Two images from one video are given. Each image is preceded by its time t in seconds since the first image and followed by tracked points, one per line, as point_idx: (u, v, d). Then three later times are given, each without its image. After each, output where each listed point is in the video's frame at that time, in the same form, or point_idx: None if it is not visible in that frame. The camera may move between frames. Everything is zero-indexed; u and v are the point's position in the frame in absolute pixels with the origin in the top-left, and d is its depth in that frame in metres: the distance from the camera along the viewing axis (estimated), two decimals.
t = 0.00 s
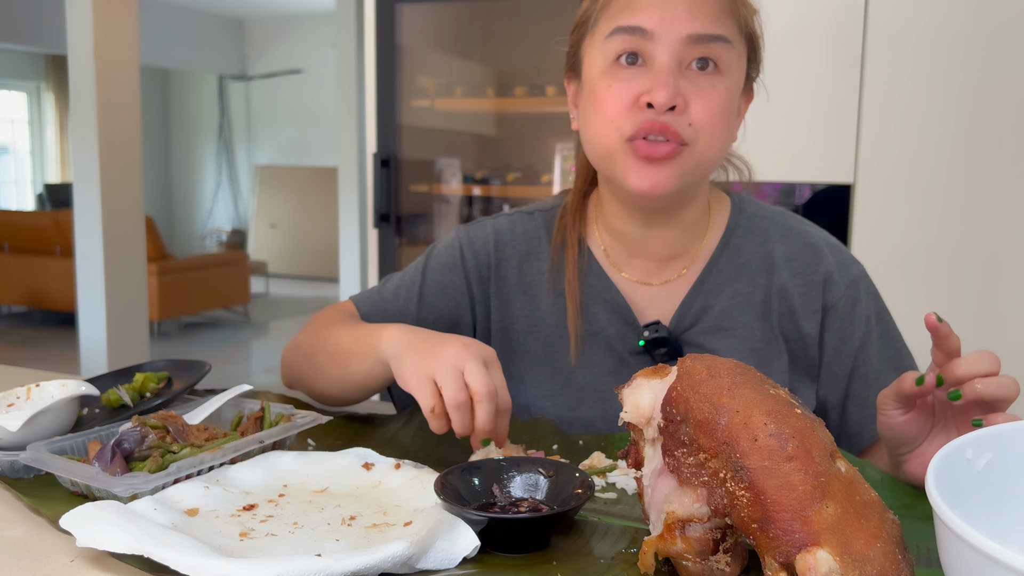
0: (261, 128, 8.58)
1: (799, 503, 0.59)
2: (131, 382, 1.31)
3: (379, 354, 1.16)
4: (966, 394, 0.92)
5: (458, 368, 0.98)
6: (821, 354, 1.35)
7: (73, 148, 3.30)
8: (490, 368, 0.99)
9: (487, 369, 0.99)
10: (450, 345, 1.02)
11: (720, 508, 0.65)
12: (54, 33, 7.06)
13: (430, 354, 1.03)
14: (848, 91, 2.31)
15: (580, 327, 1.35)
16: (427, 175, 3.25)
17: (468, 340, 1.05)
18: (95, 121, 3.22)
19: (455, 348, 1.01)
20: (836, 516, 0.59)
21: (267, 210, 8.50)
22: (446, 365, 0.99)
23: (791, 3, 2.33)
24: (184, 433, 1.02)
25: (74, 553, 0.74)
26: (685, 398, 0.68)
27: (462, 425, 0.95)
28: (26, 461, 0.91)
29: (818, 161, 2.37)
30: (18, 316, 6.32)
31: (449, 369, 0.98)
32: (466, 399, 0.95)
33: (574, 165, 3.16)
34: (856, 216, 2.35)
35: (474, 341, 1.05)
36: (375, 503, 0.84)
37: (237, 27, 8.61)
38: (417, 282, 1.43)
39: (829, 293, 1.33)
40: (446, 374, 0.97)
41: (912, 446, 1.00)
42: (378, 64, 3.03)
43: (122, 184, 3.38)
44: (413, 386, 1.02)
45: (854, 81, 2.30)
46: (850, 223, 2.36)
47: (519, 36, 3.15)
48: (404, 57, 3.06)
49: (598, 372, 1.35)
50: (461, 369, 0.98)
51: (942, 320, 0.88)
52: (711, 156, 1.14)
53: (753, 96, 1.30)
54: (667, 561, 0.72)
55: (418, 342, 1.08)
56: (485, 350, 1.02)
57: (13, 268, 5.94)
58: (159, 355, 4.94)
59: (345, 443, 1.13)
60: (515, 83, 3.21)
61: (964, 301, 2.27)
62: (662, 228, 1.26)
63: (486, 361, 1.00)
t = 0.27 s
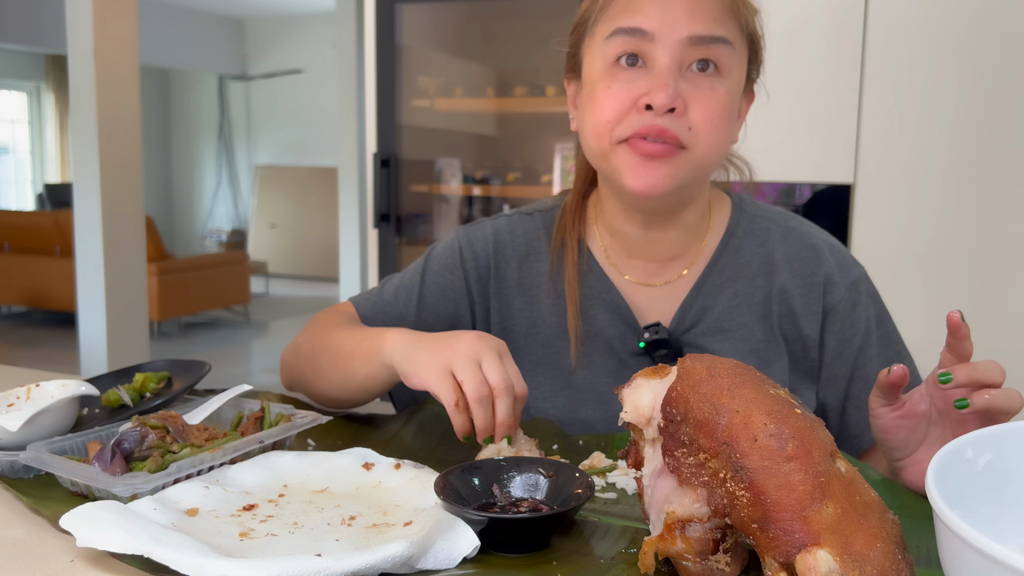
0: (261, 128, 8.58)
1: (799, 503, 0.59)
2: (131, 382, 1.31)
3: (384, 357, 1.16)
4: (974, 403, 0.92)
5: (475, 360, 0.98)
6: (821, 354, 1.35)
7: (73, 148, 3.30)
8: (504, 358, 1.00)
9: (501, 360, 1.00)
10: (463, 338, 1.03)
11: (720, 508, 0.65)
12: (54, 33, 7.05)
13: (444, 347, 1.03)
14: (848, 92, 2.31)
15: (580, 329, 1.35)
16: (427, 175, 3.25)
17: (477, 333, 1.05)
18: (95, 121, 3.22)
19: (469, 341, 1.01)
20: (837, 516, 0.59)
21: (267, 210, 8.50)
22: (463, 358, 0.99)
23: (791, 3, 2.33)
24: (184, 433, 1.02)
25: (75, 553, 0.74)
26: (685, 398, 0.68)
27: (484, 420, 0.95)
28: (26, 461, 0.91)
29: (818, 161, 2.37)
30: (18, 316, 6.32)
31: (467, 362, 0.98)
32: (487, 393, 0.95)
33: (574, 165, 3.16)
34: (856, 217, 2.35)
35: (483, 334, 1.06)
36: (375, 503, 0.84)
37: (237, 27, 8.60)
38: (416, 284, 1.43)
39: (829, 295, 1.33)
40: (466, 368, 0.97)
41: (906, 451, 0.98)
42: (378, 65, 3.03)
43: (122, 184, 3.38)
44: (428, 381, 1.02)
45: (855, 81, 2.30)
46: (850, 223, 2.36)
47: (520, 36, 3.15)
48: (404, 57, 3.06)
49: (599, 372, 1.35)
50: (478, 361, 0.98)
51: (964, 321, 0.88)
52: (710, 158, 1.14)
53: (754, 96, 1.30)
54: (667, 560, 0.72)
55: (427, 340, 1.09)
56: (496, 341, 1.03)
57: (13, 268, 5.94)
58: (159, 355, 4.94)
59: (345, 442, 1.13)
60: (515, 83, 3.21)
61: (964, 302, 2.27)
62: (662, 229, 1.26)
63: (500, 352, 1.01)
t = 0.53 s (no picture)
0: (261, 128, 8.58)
1: (799, 503, 0.59)
2: (131, 382, 1.31)
3: (389, 366, 1.16)
4: (979, 403, 0.91)
5: (481, 359, 0.98)
6: (822, 356, 1.35)
7: (73, 148, 3.30)
8: (510, 356, 1.00)
9: (507, 358, 1.00)
10: (468, 338, 1.03)
11: (720, 508, 0.65)
12: (54, 33, 7.06)
13: (449, 348, 1.03)
14: (849, 92, 2.31)
15: (582, 331, 1.35)
16: (427, 175, 3.25)
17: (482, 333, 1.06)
18: (95, 121, 3.22)
19: (473, 341, 1.02)
20: (837, 516, 0.59)
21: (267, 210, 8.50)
22: (468, 357, 0.99)
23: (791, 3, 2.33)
24: (184, 433, 1.02)
25: (74, 553, 0.74)
26: (685, 398, 0.68)
27: (490, 419, 0.95)
28: (26, 461, 0.91)
29: (818, 162, 2.37)
30: (18, 315, 6.31)
31: (472, 361, 0.98)
32: (493, 392, 0.95)
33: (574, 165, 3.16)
34: (856, 217, 2.35)
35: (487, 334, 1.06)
36: (375, 503, 0.84)
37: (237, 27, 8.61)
38: (418, 289, 1.43)
39: (830, 296, 1.33)
40: (472, 368, 0.97)
41: (907, 451, 0.98)
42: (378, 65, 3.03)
43: (122, 184, 3.38)
44: (434, 381, 1.03)
45: (855, 82, 2.30)
46: (850, 223, 2.36)
47: (520, 36, 3.15)
48: (404, 57, 3.06)
49: (599, 374, 1.35)
50: (484, 360, 0.98)
51: (970, 324, 0.88)
52: (714, 161, 1.14)
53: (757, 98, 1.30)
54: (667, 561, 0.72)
55: (432, 345, 1.09)
56: (501, 340, 1.03)
57: (13, 268, 5.94)
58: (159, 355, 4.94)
59: (345, 442, 1.13)
60: (515, 83, 3.21)
61: (964, 302, 2.27)
62: (664, 230, 1.26)
63: (505, 350, 1.01)
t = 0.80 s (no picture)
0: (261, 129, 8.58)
1: (799, 503, 0.59)
2: (131, 382, 1.31)
3: (391, 362, 1.15)
4: (978, 405, 0.91)
5: (481, 347, 0.99)
6: (823, 358, 1.35)
7: (73, 148, 3.30)
8: (509, 342, 1.00)
9: (507, 344, 1.00)
10: (467, 327, 1.03)
11: (719, 508, 0.65)
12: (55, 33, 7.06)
13: (449, 337, 1.04)
14: (849, 93, 2.31)
15: (583, 332, 1.35)
16: (427, 175, 3.25)
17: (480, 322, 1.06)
18: (95, 121, 3.22)
19: (473, 330, 1.02)
20: (837, 516, 0.59)
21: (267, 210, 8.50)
22: (468, 346, 0.99)
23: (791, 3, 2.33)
24: (184, 433, 1.02)
25: (75, 553, 0.74)
26: (685, 399, 0.68)
27: (490, 407, 0.95)
28: (26, 461, 0.91)
29: (819, 162, 2.37)
30: (18, 315, 6.31)
31: (473, 350, 0.98)
32: (494, 378, 0.96)
33: (574, 165, 3.16)
34: (856, 218, 2.35)
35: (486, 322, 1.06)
36: (375, 503, 0.84)
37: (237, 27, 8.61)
38: (419, 289, 1.43)
39: (831, 298, 1.33)
40: (472, 357, 0.97)
41: (907, 452, 0.99)
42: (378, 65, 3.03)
43: (122, 184, 3.38)
44: (436, 371, 1.03)
45: (855, 82, 2.30)
46: (850, 224, 2.36)
47: (520, 36, 3.15)
48: (405, 57, 3.07)
49: (600, 375, 1.35)
50: (484, 348, 0.98)
51: (971, 325, 0.88)
52: (714, 167, 1.14)
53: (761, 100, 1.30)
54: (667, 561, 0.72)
55: (432, 337, 1.09)
56: (499, 327, 1.03)
57: (14, 267, 5.94)
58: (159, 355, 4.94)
59: (346, 443, 1.13)
60: (515, 83, 3.21)
61: (964, 302, 2.27)
62: (664, 232, 1.26)
63: (504, 336, 1.01)
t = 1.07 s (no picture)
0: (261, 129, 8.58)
1: (799, 503, 0.59)
2: (131, 382, 1.31)
3: (391, 349, 1.15)
4: (976, 406, 0.91)
5: (485, 344, 0.98)
6: (823, 359, 1.35)
7: (73, 148, 3.29)
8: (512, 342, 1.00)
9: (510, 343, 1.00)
10: (470, 325, 1.03)
11: (719, 508, 0.65)
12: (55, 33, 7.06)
13: (452, 333, 1.03)
14: (849, 93, 2.31)
15: (583, 333, 1.35)
16: (427, 175, 3.25)
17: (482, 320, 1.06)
18: (95, 121, 3.22)
19: (477, 327, 1.02)
20: (837, 516, 0.59)
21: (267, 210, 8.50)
22: (472, 343, 0.99)
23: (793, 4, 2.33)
24: (184, 433, 1.02)
25: (75, 553, 0.74)
26: (685, 399, 0.68)
27: (491, 403, 0.94)
28: (26, 461, 0.91)
29: (818, 162, 2.37)
30: (18, 315, 6.31)
31: (476, 347, 0.98)
32: (498, 375, 0.95)
33: (574, 165, 3.16)
34: (857, 218, 2.35)
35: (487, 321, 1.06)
36: (375, 503, 0.84)
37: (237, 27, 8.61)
38: (417, 287, 1.43)
39: (832, 298, 1.33)
40: (474, 352, 0.97)
41: (906, 452, 0.99)
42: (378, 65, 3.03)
43: (122, 184, 3.38)
44: (437, 367, 1.02)
45: (855, 82, 2.30)
46: (850, 224, 2.36)
47: (520, 36, 3.15)
48: (404, 57, 3.07)
49: (600, 375, 1.35)
50: (487, 346, 0.98)
51: (970, 325, 0.88)
52: (713, 171, 1.14)
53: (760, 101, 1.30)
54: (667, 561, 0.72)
55: (436, 328, 1.08)
56: (501, 326, 1.03)
57: (14, 267, 5.94)
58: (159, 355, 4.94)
59: (346, 442, 1.13)
60: (515, 83, 3.21)
61: (964, 302, 2.27)
62: (664, 233, 1.26)
63: (507, 336, 1.01)
